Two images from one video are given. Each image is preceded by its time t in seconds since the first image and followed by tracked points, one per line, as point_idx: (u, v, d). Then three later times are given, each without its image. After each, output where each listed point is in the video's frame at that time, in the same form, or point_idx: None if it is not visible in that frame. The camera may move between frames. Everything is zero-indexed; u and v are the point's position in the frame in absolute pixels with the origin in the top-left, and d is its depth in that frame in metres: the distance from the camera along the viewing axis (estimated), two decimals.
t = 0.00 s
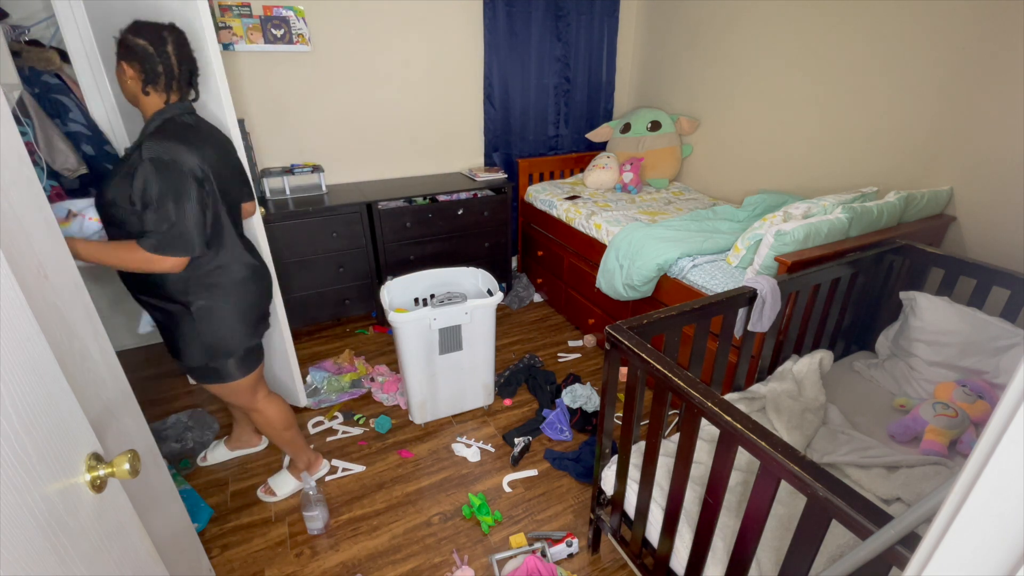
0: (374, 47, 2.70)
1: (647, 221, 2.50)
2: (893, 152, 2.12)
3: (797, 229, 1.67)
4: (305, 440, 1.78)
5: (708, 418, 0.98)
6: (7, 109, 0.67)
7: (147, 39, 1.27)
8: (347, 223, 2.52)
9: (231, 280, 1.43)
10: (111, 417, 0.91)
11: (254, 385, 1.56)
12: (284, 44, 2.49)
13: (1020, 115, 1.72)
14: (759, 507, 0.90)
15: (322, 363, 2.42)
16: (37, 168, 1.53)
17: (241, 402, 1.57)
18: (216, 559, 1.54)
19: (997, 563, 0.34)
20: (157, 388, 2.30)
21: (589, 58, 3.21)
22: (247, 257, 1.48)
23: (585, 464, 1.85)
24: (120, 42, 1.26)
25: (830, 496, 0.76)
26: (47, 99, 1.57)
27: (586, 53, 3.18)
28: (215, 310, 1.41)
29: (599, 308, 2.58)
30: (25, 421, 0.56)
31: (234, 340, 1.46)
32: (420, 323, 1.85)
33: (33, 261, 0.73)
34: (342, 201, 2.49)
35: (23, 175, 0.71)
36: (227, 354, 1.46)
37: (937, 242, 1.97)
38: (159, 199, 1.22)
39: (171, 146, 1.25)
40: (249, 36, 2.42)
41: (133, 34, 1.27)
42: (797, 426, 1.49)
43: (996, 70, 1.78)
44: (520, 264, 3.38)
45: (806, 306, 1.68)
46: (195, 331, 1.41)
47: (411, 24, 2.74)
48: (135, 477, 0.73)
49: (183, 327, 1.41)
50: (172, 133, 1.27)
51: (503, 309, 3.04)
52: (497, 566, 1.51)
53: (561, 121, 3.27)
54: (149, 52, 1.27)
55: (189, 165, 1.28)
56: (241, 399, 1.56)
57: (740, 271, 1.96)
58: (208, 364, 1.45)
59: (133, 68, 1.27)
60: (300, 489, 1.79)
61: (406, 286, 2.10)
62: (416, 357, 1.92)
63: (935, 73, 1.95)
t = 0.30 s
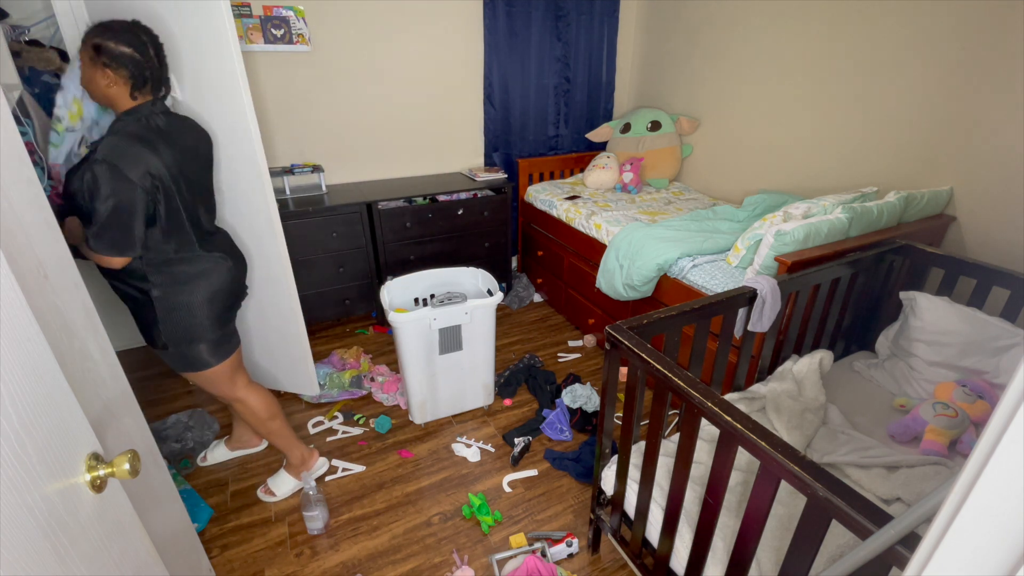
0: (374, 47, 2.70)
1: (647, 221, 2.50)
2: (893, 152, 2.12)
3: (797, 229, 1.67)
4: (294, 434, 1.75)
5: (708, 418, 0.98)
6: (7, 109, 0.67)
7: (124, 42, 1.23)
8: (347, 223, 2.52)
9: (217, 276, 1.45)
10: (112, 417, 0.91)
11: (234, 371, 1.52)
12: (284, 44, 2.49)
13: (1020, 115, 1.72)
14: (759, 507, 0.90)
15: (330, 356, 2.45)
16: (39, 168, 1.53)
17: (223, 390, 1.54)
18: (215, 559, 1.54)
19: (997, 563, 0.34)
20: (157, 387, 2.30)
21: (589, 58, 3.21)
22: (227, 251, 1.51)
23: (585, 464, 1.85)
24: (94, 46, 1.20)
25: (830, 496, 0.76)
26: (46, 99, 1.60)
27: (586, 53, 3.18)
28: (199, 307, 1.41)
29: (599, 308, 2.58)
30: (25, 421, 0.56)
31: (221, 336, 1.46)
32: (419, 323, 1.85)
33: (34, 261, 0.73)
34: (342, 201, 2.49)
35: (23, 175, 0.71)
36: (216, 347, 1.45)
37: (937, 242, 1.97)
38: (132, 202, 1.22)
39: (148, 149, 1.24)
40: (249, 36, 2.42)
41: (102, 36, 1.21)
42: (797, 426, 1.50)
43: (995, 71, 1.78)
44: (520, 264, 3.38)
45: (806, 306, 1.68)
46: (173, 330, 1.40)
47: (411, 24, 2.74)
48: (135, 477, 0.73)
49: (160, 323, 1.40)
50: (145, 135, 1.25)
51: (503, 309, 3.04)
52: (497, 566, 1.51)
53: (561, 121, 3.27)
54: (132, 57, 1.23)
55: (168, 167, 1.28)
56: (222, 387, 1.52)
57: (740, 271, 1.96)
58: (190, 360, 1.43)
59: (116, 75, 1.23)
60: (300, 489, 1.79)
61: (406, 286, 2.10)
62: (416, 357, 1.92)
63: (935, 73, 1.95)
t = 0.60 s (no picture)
0: (374, 46, 2.70)
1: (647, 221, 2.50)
2: (893, 153, 2.12)
3: (797, 229, 1.67)
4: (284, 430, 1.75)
5: (708, 418, 0.98)
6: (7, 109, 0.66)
7: (110, 40, 1.24)
8: (347, 223, 2.52)
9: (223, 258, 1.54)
10: (111, 417, 0.91)
11: (226, 364, 1.53)
12: (284, 44, 2.49)
13: (1020, 115, 1.72)
14: (759, 507, 0.90)
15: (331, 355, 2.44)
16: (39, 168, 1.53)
17: (214, 383, 1.54)
18: (216, 559, 1.54)
19: (998, 563, 0.34)
20: (157, 387, 2.30)
21: (589, 58, 3.21)
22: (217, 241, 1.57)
23: (585, 464, 1.85)
24: (85, 47, 1.21)
25: (830, 496, 0.76)
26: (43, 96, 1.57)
27: (586, 53, 3.18)
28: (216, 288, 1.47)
29: (599, 308, 2.58)
30: (24, 422, 0.56)
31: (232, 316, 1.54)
32: (420, 323, 1.85)
33: (34, 261, 0.73)
34: (342, 201, 2.49)
35: (23, 175, 0.71)
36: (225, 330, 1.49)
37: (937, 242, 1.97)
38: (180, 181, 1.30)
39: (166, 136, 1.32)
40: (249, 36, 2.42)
41: (89, 37, 1.21)
42: (797, 426, 1.50)
43: (995, 71, 1.78)
44: (520, 264, 3.38)
45: (806, 305, 1.68)
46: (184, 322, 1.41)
47: (411, 24, 2.74)
48: (135, 477, 0.73)
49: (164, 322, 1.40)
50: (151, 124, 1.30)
51: (503, 309, 3.04)
52: (497, 566, 1.51)
53: (561, 121, 3.27)
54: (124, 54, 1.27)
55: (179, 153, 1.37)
56: (213, 380, 1.52)
57: (740, 271, 1.96)
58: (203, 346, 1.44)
59: (111, 74, 1.25)
60: (300, 489, 1.79)
61: (406, 286, 2.10)
62: (416, 357, 1.92)
63: (935, 73, 1.95)
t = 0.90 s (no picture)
0: (374, 46, 2.70)
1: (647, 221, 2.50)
2: (893, 153, 2.12)
3: (797, 229, 1.67)
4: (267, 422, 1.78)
5: (708, 418, 0.98)
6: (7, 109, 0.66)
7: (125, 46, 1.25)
8: (347, 223, 2.52)
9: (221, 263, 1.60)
10: (111, 417, 0.91)
11: (203, 370, 1.52)
12: (284, 44, 2.49)
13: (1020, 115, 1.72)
14: (759, 507, 0.90)
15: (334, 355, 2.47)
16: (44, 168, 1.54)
17: (188, 388, 1.53)
18: (216, 559, 1.54)
19: (997, 563, 0.34)
20: (157, 387, 2.30)
21: (589, 58, 3.21)
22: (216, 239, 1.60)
23: (585, 464, 1.85)
24: (101, 51, 1.21)
25: (830, 496, 0.76)
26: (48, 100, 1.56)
27: (586, 53, 3.18)
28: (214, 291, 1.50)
29: (599, 308, 2.58)
30: (24, 422, 0.56)
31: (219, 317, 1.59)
32: (420, 323, 1.85)
33: (34, 261, 0.73)
34: (342, 201, 2.49)
35: (23, 174, 0.71)
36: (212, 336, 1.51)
37: (937, 242, 1.97)
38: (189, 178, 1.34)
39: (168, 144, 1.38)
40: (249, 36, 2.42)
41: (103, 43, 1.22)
42: (797, 426, 1.50)
43: (995, 71, 1.78)
44: (520, 264, 3.38)
45: (806, 306, 1.69)
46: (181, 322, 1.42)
47: (411, 24, 2.74)
48: (135, 477, 0.73)
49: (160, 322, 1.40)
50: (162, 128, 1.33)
51: (503, 309, 3.04)
52: (497, 566, 1.51)
53: (561, 121, 3.27)
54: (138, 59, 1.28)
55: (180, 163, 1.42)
56: (187, 385, 1.52)
57: (740, 271, 1.96)
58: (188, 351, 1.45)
59: (125, 78, 1.27)
60: (300, 489, 1.79)
61: (406, 286, 2.10)
62: (416, 356, 1.92)
63: (935, 73, 1.95)
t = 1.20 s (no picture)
0: (373, 46, 2.70)
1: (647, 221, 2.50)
2: (893, 152, 2.12)
3: (797, 229, 1.67)
4: (230, 441, 1.75)
5: (708, 418, 0.98)
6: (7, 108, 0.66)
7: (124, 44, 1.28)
8: (347, 223, 2.52)
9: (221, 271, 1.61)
10: (111, 417, 0.91)
11: (187, 378, 1.51)
12: (284, 44, 2.49)
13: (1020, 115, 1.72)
14: (759, 507, 0.90)
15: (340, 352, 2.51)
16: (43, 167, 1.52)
17: (168, 395, 1.52)
18: (216, 559, 1.54)
19: (996, 563, 0.34)
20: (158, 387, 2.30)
21: (589, 58, 3.21)
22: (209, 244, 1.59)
23: (585, 464, 1.85)
24: (98, 47, 1.24)
25: (830, 495, 0.76)
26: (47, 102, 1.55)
27: (586, 53, 3.18)
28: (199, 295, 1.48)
29: (599, 308, 2.58)
30: (24, 423, 0.56)
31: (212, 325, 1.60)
32: (419, 323, 1.85)
33: (34, 261, 0.73)
34: (342, 201, 2.49)
35: (23, 174, 0.71)
36: (200, 343, 1.50)
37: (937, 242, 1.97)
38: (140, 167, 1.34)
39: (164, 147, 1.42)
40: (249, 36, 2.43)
41: (104, 39, 1.25)
42: (797, 426, 1.50)
43: (995, 71, 1.78)
44: (520, 264, 3.38)
45: (806, 306, 1.68)
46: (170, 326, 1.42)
47: (411, 24, 2.74)
48: (135, 477, 0.73)
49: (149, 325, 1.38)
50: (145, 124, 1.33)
51: (503, 309, 3.04)
52: (497, 566, 1.51)
53: (561, 121, 3.27)
54: (138, 59, 1.30)
55: (172, 168, 1.44)
56: (170, 392, 1.50)
57: (740, 271, 1.96)
58: (173, 359, 1.44)
59: (121, 76, 1.27)
60: (300, 489, 1.79)
61: (406, 286, 2.10)
62: (416, 356, 1.92)
63: (935, 73, 1.95)
